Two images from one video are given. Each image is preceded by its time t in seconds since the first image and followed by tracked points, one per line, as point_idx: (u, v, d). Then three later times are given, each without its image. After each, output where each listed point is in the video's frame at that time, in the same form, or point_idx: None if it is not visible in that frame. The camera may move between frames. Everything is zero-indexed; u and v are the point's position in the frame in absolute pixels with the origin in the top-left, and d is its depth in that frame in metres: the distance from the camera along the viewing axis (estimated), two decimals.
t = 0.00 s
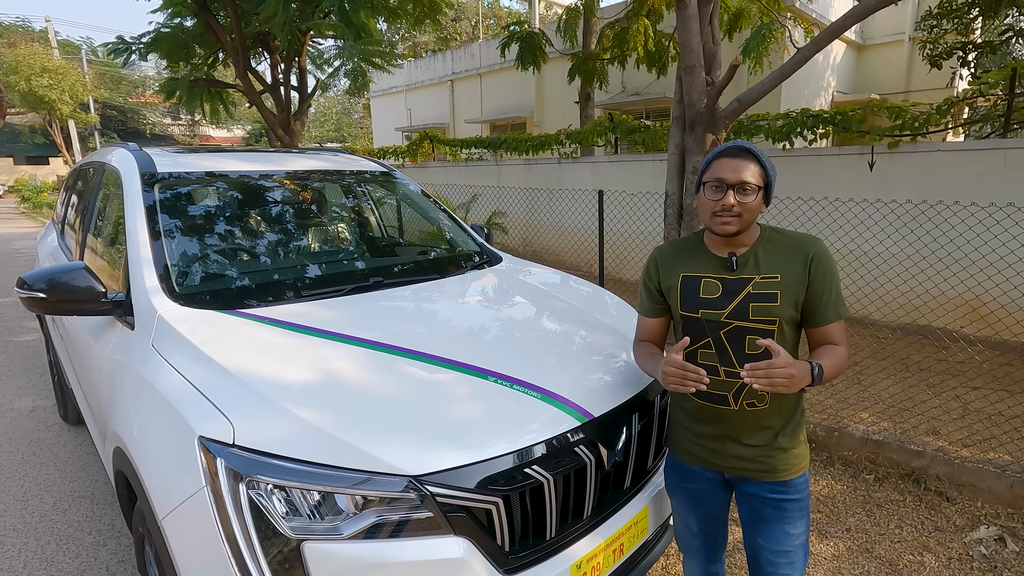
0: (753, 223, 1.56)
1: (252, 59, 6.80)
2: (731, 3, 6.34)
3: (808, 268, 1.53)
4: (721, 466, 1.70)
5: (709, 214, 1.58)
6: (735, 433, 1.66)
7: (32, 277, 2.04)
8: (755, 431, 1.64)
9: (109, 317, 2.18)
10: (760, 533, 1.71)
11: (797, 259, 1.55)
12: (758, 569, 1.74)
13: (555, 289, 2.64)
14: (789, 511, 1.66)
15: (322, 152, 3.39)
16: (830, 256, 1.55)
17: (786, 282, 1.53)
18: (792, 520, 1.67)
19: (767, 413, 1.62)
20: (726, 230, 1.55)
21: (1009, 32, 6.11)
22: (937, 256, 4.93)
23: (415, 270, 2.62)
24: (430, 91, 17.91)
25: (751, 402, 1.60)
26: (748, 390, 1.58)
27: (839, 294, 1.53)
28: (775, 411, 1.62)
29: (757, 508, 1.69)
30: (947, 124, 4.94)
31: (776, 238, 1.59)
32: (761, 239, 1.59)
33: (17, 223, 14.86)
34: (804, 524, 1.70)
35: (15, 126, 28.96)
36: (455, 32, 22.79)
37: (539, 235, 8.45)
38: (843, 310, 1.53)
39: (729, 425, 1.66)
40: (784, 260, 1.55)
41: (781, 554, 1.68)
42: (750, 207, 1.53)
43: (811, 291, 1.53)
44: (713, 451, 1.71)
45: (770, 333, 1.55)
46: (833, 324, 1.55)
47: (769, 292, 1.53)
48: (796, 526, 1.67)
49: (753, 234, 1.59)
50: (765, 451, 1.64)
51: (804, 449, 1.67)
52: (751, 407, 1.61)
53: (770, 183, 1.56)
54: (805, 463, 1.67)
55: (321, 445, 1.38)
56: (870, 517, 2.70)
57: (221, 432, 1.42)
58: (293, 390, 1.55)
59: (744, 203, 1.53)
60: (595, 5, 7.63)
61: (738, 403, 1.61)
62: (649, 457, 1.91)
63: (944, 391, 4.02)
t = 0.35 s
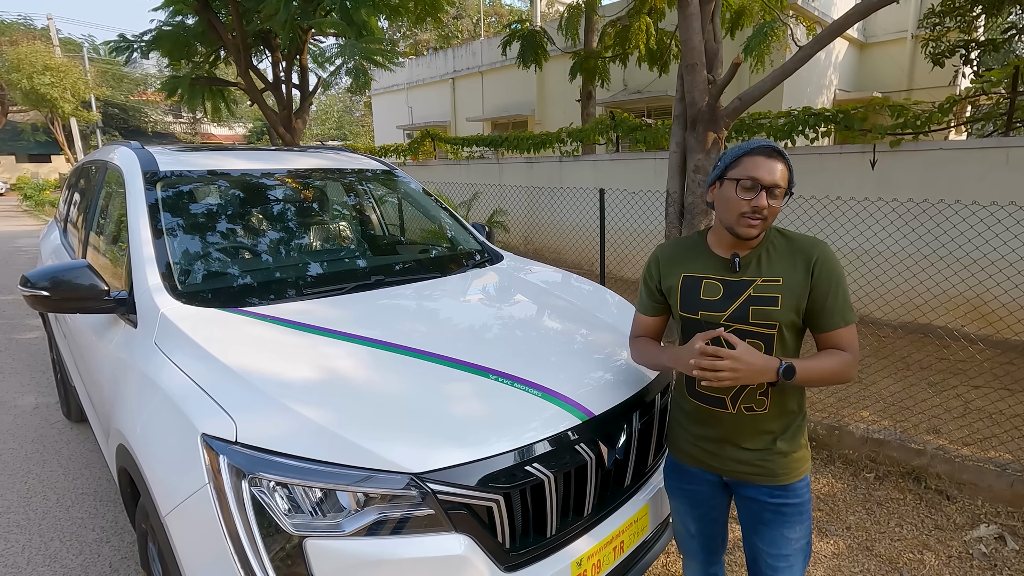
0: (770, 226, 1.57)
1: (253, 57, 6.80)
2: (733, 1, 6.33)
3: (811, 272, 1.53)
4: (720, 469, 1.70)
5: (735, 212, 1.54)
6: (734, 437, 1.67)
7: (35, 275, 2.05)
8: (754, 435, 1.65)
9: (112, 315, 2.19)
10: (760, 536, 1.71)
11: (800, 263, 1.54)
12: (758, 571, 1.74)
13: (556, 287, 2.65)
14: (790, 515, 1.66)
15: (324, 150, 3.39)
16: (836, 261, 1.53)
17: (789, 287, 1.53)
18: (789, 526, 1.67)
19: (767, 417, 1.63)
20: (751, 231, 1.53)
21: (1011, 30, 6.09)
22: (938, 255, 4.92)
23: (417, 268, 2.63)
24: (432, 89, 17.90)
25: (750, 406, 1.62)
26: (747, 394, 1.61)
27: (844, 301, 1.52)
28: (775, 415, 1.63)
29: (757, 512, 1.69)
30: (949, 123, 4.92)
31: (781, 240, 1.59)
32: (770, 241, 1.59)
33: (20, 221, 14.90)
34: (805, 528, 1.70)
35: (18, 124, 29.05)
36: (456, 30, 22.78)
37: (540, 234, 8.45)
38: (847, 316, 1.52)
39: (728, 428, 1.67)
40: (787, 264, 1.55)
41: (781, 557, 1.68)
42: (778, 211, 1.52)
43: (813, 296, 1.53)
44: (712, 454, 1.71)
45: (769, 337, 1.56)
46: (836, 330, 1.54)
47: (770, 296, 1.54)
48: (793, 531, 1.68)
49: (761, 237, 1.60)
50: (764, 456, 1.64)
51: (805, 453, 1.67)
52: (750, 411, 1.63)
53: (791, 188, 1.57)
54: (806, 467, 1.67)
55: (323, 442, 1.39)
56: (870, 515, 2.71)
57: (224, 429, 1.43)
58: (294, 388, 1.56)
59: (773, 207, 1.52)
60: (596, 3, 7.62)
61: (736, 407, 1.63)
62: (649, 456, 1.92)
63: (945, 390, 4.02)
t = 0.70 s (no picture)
0: (765, 226, 1.56)
1: (254, 55, 6.80)
2: None
3: (811, 273, 1.53)
4: (717, 469, 1.70)
5: (725, 207, 1.56)
6: (732, 437, 1.67)
7: (40, 272, 2.06)
8: (751, 435, 1.65)
9: (116, 312, 2.20)
10: (759, 536, 1.71)
11: (801, 263, 1.54)
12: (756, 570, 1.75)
13: (558, 286, 2.65)
14: (788, 515, 1.67)
15: (326, 148, 3.39)
16: (836, 261, 1.54)
17: (789, 287, 1.53)
18: (788, 525, 1.68)
19: (765, 416, 1.63)
20: (738, 227, 1.54)
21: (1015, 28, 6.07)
22: (940, 254, 4.91)
23: (418, 266, 2.63)
24: (433, 87, 17.90)
25: (748, 405, 1.62)
26: (744, 393, 1.61)
27: (842, 303, 1.53)
28: (773, 415, 1.64)
29: (756, 512, 1.69)
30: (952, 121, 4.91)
31: (782, 240, 1.59)
32: (770, 239, 1.59)
33: (22, 219, 14.92)
34: (803, 528, 1.71)
35: (21, 122, 29.12)
36: (458, 28, 22.80)
37: (542, 232, 8.45)
38: (846, 317, 1.54)
39: (726, 428, 1.67)
40: (788, 263, 1.55)
41: (780, 556, 1.69)
42: (769, 209, 1.52)
43: (811, 297, 1.54)
44: (709, 454, 1.71)
45: (768, 336, 1.56)
46: (833, 331, 1.56)
47: (770, 295, 1.54)
48: (792, 530, 1.68)
49: (760, 237, 1.60)
50: (761, 455, 1.64)
51: (802, 452, 1.68)
52: (748, 410, 1.63)
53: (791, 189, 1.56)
54: (803, 466, 1.68)
55: (326, 439, 1.40)
56: (871, 513, 2.71)
57: (227, 426, 1.44)
58: (297, 385, 1.57)
59: (765, 204, 1.52)
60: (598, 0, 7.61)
61: (734, 405, 1.63)
62: (651, 454, 1.92)
63: (947, 389, 4.02)
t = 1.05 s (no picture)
0: (765, 225, 1.57)
1: (257, 53, 6.81)
2: None
3: (811, 271, 1.56)
4: (719, 468, 1.71)
5: (725, 207, 1.56)
6: (733, 435, 1.67)
7: (45, 271, 2.07)
8: (753, 433, 1.66)
9: (121, 311, 2.21)
10: (759, 534, 1.72)
11: (800, 262, 1.56)
12: (758, 570, 1.75)
13: (560, 284, 2.65)
14: (788, 511, 1.68)
15: (328, 147, 3.40)
16: (831, 260, 1.57)
17: (791, 285, 1.55)
18: (788, 521, 1.68)
19: (765, 414, 1.64)
20: (740, 226, 1.54)
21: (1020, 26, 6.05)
22: (943, 253, 4.90)
23: (421, 265, 2.64)
24: (436, 85, 17.90)
25: (751, 403, 1.62)
26: (748, 392, 1.61)
27: (839, 300, 1.57)
28: (774, 412, 1.65)
29: (757, 510, 1.69)
30: (956, 119, 4.89)
31: (779, 239, 1.61)
32: (768, 239, 1.61)
33: (25, 217, 14.98)
34: (803, 524, 1.72)
35: (25, 120, 29.23)
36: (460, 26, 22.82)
37: (545, 230, 8.45)
38: (843, 315, 1.57)
39: (727, 428, 1.67)
40: (788, 262, 1.57)
41: (782, 553, 1.69)
42: (769, 207, 1.52)
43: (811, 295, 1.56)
44: (710, 453, 1.71)
45: (772, 335, 1.57)
46: (830, 327, 1.59)
47: (773, 294, 1.55)
48: (792, 526, 1.69)
49: (758, 236, 1.61)
50: (763, 452, 1.65)
51: (801, 448, 1.70)
52: (750, 408, 1.63)
53: (788, 187, 1.58)
54: (802, 463, 1.70)
55: (330, 436, 1.41)
56: (874, 512, 2.71)
57: (232, 424, 1.45)
58: (300, 383, 1.57)
59: (765, 203, 1.52)
60: None
61: (737, 404, 1.63)
62: (653, 452, 1.93)
63: (950, 388, 4.02)
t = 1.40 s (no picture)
0: (740, 217, 1.56)
1: (260, 51, 6.82)
2: None
3: (800, 262, 1.51)
4: (712, 463, 1.72)
5: (694, 209, 1.61)
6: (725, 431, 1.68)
7: (51, 269, 2.08)
8: (745, 430, 1.66)
9: (125, 309, 2.22)
10: (756, 533, 1.71)
11: (788, 254, 1.53)
12: (755, 570, 1.74)
13: (563, 283, 2.65)
14: (783, 512, 1.67)
15: (331, 145, 3.40)
16: (825, 250, 1.51)
17: (776, 277, 1.53)
18: (784, 522, 1.67)
19: (758, 411, 1.64)
20: (709, 225, 1.57)
21: None
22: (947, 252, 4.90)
23: (424, 263, 2.64)
24: (438, 82, 17.89)
25: (739, 397, 1.63)
26: (736, 384, 1.62)
27: (836, 290, 1.48)
28: (766, 410, 1.64)
29: (752, 509, 1.70)
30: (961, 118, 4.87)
31: (773, 233, 1.58)
32: (760, 234, 1.59)
33: (28, 215, 15.01)
34: (802, 527, 1.70)
35: (28, 118, 29.36)
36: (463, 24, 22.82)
37: (547, 229, 8.45)
38: (838, 306, 1.47)
39: (719, 423, 1.69)
40: (776, 255, 1.54)
41: (777, 555, 1.68)
42: (730, 202, 1.53)
43: (802, 285, 1.51)
44: (704, 449, 1.73)
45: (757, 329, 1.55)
46: (826, 318, 1.48)
47: (758, 287, 1.54)
48: (788, 527, 1.68)
49: (746, 230, 1.60)
50: (754, 450, 1.65)
51: (798, 451, 1.67)
52: (739, 403, 1.64)
53: (758, 176, 1.54)
54: (799, 464, 1.67)
55: (334, 434, 1.42)
56: (877, 511, 2.72)
57: (237, 423, 1.46)
58: (303, 381, 1.58)
59: (725, 199, 1.53)
60: None
61: (726, 398, 1.64)
62: (656, 451, 1.93)
63: (953, 387, 4.01)
